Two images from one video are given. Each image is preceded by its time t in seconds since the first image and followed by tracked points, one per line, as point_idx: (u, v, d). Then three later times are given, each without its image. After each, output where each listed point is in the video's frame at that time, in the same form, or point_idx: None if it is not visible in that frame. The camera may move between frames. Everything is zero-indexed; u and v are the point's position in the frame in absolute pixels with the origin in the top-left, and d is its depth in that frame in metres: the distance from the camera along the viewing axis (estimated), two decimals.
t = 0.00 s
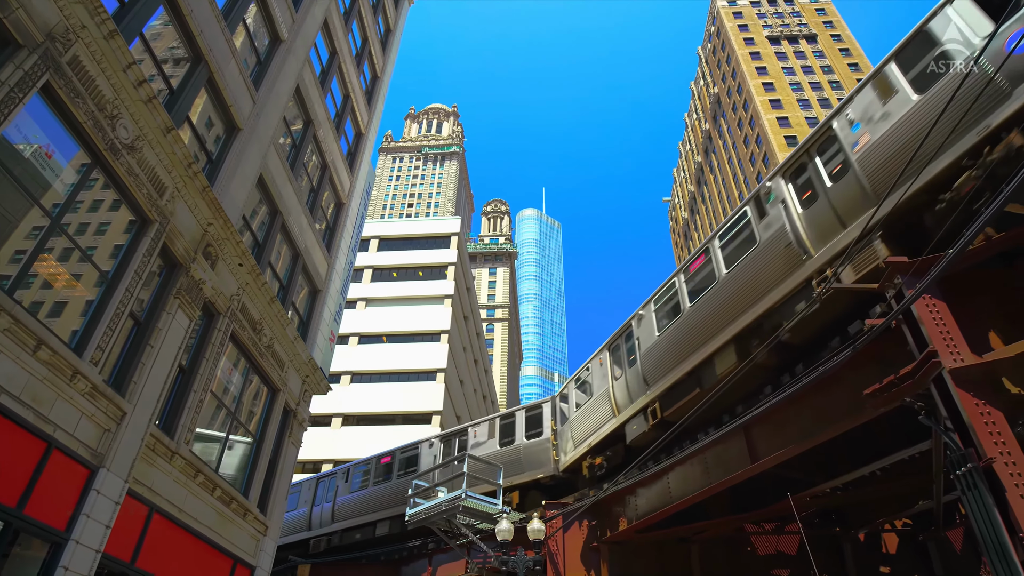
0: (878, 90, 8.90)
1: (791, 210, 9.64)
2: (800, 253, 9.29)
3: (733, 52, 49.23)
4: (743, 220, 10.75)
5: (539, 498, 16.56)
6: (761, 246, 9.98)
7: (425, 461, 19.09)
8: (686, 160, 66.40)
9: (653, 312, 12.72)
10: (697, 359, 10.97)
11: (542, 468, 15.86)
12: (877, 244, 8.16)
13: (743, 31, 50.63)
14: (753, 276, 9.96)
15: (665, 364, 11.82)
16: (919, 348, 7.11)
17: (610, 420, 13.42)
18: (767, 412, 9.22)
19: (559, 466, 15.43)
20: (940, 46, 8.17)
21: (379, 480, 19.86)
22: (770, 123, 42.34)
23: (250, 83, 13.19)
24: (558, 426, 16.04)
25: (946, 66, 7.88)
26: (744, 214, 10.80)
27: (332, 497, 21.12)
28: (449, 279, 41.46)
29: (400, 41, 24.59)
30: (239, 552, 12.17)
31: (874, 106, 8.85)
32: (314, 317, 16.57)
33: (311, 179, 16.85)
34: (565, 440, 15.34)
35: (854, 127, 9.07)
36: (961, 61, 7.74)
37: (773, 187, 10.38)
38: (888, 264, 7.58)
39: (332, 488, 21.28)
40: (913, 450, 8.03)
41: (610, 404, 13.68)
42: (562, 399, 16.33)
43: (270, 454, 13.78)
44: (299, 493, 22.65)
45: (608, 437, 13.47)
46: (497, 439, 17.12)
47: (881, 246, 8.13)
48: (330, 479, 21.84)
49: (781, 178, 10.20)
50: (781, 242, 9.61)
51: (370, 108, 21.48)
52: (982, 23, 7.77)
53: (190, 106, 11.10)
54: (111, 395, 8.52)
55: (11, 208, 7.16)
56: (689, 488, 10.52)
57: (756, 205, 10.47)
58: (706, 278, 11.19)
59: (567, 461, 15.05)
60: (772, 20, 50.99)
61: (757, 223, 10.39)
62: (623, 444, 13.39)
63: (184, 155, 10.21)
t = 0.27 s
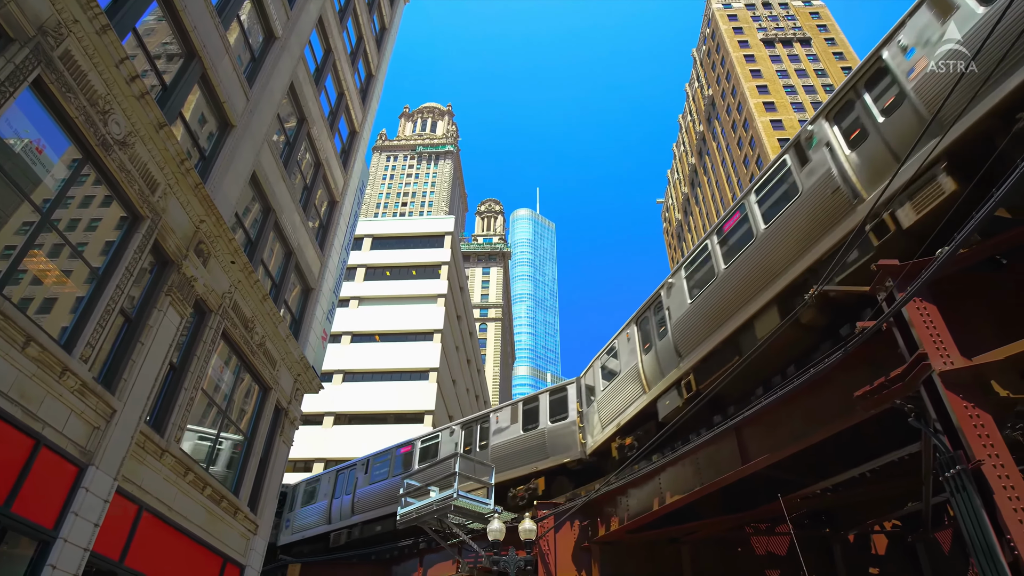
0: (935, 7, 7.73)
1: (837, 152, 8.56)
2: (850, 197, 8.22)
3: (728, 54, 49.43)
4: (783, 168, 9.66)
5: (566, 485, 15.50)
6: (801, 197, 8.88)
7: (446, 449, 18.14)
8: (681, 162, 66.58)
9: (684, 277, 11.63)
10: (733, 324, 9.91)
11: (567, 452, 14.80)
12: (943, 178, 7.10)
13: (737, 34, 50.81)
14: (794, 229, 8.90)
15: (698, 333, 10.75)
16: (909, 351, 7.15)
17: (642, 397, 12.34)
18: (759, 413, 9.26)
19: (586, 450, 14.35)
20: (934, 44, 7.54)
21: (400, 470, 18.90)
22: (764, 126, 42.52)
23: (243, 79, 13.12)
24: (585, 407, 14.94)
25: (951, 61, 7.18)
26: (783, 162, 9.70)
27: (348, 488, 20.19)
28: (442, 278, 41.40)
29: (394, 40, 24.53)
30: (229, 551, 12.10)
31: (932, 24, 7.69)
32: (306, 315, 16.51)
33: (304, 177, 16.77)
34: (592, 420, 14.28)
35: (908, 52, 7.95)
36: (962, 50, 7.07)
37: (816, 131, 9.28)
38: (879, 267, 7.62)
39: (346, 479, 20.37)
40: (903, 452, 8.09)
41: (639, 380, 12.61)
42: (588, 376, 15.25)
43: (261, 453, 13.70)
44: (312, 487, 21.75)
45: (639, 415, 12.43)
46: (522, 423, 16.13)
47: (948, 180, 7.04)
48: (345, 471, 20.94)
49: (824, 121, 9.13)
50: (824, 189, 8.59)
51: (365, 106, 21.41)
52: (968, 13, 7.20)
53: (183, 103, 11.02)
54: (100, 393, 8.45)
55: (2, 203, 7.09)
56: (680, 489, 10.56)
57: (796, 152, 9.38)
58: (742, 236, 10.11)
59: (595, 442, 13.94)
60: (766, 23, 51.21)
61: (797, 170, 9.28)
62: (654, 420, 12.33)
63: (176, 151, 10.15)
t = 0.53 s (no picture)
0: None
1: (893, 81, 8.05)
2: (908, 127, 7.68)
3: (723, 57, 49.61)
4: (829, 107, 9.10)
5: (596, 469, 14.20)
6: (853, 132, 8.37)
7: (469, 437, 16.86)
8: (675, 163, 66.77)
9: (720, 238, 10.92)
10: (778, 279, 9.21)
11: (596, 433, 13.50)
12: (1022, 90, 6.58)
13: (732, 36, 51.01)
14: (845, 168, 8.36)
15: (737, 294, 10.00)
16: (900, 353, 7.21)
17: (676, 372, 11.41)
18: (750, 415, 9.30)
19: (615, 431, 13.17)
20: (932, 43, 7.72)
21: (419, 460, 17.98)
22: (758, 128, 42.70)
23: (237, 76, 13.05)
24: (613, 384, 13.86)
25: (951, 60, 7.36)
26: (829, 100, 9.14)
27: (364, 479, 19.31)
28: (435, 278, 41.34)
29: (390, 38, 24.47)
30: (219, 550, 12.04)
31: None
32: (299, 313, 16.44)
33: (298, 175, 16.71)
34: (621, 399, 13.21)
35: None
36: (963, 50, 7.25)
37: (865, 64, 8.76)
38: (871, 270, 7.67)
39: (362, 472, 19.54)
40: (893, 453, 8.14)
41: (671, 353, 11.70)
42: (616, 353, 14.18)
43: (251, 452, 13.63)
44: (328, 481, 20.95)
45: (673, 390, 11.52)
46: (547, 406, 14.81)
47: None
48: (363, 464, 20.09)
49: (874, 50, 8.61)
50: (877, 123, 8.08)
51: (359, 105, 21.34)
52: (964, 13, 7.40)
53: (176, 99, 10.96)
54: (90, 390, 8.39)
55: None
56: (672, 489, 10.59)
57: (844, 87, 8.85)
58: (786, 184, 9.53)
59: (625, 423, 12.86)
60: (761, 26, 51.43)
61: (846, 106, 8.75)
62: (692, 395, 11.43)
63: (169, 148, 10.09)
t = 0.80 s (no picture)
0: None
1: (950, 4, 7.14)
2: (964, 51, 6.77)
3: (718, 59, 49.77)
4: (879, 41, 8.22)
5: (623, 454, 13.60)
6: (904, 66, 7.55)
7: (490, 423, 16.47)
8: (670, 165, 66.94)
9: (755, 198, 10.08)
10: (823, 234, 8.25)
11: (622, 415, 13.11)
12: None
13: (727, 39, 51.20)
14: (890, 111, 7.56)
15: (775, 255, 9.18)
16: (892, 355, 7.24)
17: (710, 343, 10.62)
18: (743, 416, 9.33)
19: (644, 411, 12.60)
20: (939, 32, 7.18)
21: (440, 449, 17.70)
22: (752, 130, 42.89)
23: (232, 73, 12.98)
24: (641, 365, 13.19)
25: (951, 60, 6.85)
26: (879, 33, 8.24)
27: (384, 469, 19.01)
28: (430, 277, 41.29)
29: (386, 37, 24.43)
30: (211, 549, 11.98)
31: None
32: (292, 312, 16.38)
33: (292, 173, 16.65)
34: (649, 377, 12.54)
35: None
36: (965, 49, 6.74)
37: None
38: (864, 272, 7.70)
39: (382, 462, 19.28)
40: (884, 455, 8.18)
41: (703, 325, 10.98)
42: (644, 333, 13.52)
43: (244, 451, 13.56)
44: (348, 473, 20.65)
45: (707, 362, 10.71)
46: (571, 389, 14.44)
47: None
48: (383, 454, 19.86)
49: None
50: (924, 61, 7.27)
51: (355, 103, 21.28)
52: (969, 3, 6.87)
53: (170, 95, 10.89)
54: (81, 387, 8.32)
55: None
56: (665, 489, 10.61)
57: (895, 18, 7.97)
58: (827, 132, 8.72)
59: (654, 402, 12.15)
60: (756, 29, 51.61)
61: (895, 39, 7.88)
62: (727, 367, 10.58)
63: (163, 145, 10.03)
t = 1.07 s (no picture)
0: None
1: None
2: None
3: (713, 61, 49.95)
4: None
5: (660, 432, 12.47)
6: None
7: (514, 407, 15.28)
8: (664, 166, 67.15)
9: (800, 141, 9.63)
10: (845, 210, 8.24)
11: (657, 390, 12.02)
12: None
13: (722, 41, 51.37)
14: (965, 24, 7.00)
15: (826, 201, 8.66)
16: (883, 358, 7.29)
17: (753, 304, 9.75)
18: (735, 417, 9.37)
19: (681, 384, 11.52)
20: (938, 32, 7.33)
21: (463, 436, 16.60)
22: (746, 132, 43.07)
23: (226, 70, 12.91)
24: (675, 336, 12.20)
25: (950, 60, 7.02)
26: None
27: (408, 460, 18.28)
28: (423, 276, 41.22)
29: (381, 35, 24.37)
30: (201, 548, 11.92)
31: None
32: (284, 310, 16.31)
33: (286, 171, 16.58)
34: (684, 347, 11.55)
35: None
36: (963, 49, 6.89)
37: None
38: (856, 275, 7.76)
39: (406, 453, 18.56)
40: (874, 456, 8.23)
41: (744, 285, 10.19)
42: (677, 302, 12.56)
43: (235, 450, 13.50)
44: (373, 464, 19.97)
45: (751, 324, 9.80)
46: (600, 365, 13.32)
47: None
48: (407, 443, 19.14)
49: None
50: (926, 59, 7.45)
51: (349, 101, 21.22)
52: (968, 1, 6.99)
53: (163, 91, 10.83)
54: (71, 384, 8.26)
55: None
56: (656, 490, 10.64)
57: None
58: (887, 60, 8.19)
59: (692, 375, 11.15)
60: (751, 31, 51.83)
61: None
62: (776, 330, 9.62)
63: (156, 141, 9.97)
